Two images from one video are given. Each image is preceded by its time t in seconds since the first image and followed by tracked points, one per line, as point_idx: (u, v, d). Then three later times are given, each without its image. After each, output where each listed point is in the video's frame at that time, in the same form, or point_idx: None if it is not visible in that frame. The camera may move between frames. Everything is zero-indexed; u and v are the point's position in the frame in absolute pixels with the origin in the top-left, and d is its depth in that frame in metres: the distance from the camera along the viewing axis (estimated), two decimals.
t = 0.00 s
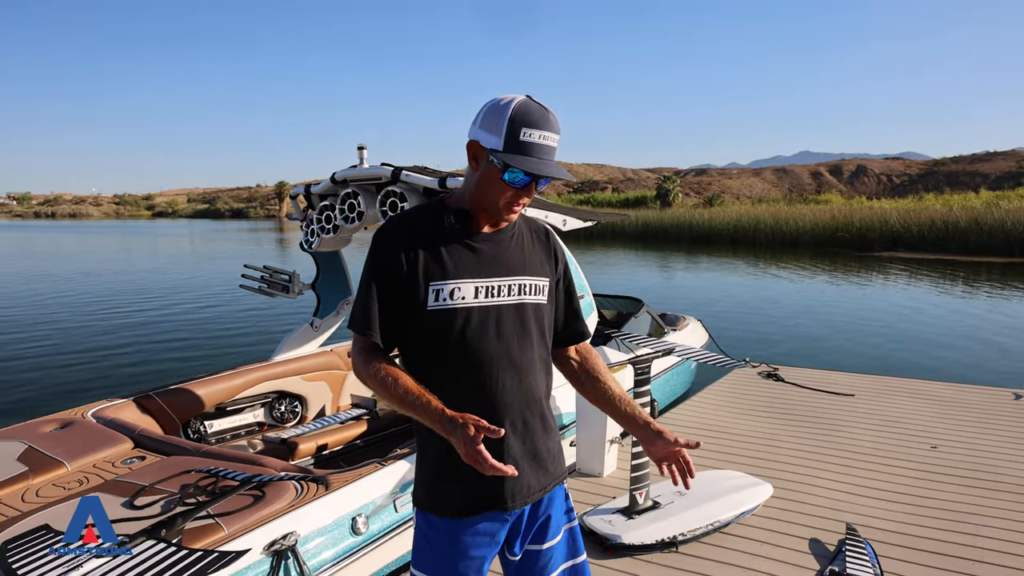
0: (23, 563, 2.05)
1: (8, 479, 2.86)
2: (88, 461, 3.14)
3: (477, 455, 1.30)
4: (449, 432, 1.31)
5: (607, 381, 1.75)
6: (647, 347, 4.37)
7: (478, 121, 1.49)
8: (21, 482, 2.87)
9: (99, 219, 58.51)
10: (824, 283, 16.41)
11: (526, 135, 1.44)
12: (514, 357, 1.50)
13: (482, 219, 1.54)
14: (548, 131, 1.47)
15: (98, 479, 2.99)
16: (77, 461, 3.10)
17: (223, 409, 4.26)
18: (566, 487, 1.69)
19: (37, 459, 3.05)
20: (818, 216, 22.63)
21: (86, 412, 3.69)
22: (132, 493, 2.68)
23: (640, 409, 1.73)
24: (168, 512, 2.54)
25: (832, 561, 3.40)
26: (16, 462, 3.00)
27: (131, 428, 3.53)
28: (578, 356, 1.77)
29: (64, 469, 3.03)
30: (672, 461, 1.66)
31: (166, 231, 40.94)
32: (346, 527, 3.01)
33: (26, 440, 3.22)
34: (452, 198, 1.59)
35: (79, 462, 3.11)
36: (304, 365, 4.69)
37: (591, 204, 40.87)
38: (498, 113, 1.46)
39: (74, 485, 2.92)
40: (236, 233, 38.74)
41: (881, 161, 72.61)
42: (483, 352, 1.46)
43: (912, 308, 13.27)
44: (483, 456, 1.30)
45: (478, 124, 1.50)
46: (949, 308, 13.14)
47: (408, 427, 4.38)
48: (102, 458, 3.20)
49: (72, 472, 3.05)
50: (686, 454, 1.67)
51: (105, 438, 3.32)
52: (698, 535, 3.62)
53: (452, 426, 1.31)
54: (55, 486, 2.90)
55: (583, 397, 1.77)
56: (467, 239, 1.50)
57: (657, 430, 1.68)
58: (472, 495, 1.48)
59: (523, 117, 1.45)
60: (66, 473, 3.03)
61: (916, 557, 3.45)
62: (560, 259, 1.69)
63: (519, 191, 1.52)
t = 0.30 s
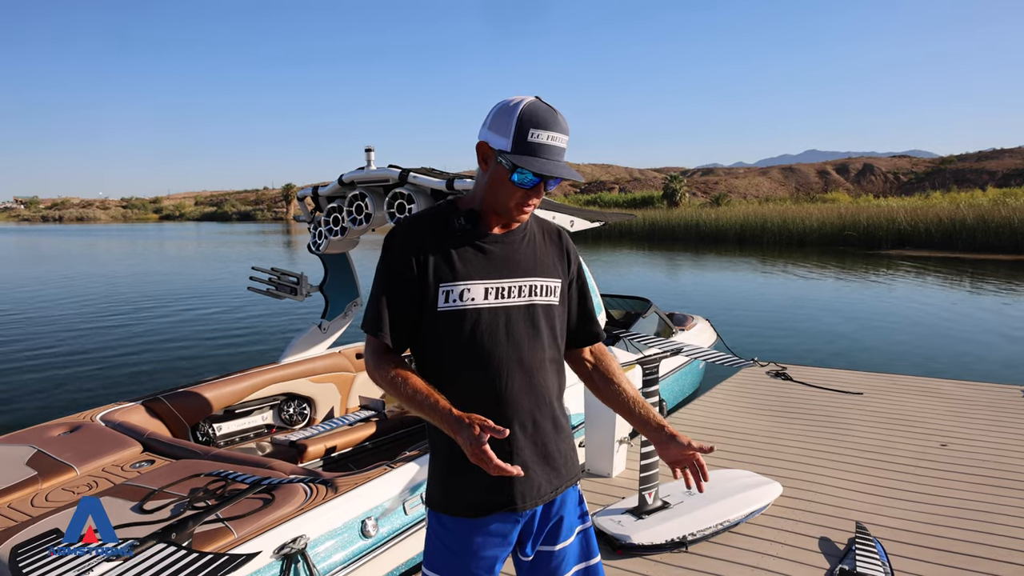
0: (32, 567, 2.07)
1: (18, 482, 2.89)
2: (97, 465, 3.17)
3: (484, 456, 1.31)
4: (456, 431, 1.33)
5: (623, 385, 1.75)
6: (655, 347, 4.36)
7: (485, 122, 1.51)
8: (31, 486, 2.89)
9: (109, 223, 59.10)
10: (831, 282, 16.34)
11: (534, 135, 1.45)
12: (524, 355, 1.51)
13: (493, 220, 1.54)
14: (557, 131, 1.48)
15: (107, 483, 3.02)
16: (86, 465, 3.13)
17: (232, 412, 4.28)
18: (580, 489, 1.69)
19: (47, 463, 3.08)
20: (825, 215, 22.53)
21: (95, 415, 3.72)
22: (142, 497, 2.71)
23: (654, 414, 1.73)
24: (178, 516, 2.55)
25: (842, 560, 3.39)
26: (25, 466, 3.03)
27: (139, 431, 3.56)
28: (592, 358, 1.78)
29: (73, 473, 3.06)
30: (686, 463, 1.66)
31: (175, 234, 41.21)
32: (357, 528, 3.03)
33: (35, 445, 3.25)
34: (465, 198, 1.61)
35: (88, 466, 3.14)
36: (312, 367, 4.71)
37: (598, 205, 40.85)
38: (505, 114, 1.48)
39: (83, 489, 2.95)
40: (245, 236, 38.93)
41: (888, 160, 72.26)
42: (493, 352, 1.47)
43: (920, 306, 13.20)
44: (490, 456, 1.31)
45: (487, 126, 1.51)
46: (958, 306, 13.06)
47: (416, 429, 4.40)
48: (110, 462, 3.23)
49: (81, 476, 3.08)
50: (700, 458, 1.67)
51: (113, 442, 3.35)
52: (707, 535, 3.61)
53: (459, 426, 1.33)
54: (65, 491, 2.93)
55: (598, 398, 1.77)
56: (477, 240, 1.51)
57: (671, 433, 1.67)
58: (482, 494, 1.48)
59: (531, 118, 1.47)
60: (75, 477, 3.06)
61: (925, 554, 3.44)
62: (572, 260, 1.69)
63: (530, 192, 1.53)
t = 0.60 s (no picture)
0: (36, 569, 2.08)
1: (22, 483, 2.90)
2: (100, 466, 3.18)
3: (481, 457, 1.31)
4: (456, 433, 1.33)
5: (634, 386, 1.75)
6: (659, 348, 4.35)
7: (489, 125, 1.52)
8: (34, 487, 2.91)
9: (113, 223, 59.29)
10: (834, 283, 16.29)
11: (534, 136, 1.45)
12: (529, 357, 1.51)
13: (498, 221, 1.55)
14: (558, 132, 1.47)
15: (110, 484, 3.03)
16: (89, 466, 3.15)
17: (236, 413, 4.30)
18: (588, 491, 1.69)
19: (50, 464, 3.09)
20: (828, 216, 22.49)
21: (99, 416, 3.73)
22: (145, 498, 2.72)
23: (663, 417, 1.73)
24: (181, 518, 2.56)
25: (846, 561, 3.38)
26: (29, 467, 3.04)
27: (143, 433, 3.57)
28: (602, 357, 1.77)
29: (76, 475, 3.08)
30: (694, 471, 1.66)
31: (179, 234, 41.28)
32: (362, 529, 3.03)
33: (39, 446, 3.26)
34: (471, 200, 1.61)
35: (91, 467, 3.15)
36: (316, 368, 4.72)
37: (601, 206, 40.80)
38: (506, 117, 1.49)
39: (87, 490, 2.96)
40: (249, 237, 38.99)
41: (892, 161, 72.04)
42: (497, 353, 1.48)
43: (924, 308, 13.16)
44: (487, 457, 1.31)
45: (491, 129, 1.53)
46: (962, 307, 13.02)
47: (419, 430, 4.40)
48: (114, 464, 3.24)
49: (84, 477, 3.10)
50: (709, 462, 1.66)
51: (117, 443, 3.36)
52: (711, 537, 3.61)
53: (458, 427, 1.33)
54: (68, 492, 2.94)
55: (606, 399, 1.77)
56: (483, 241, 1.51)
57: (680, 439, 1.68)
58: (485, 495, 1.49)
59: (531, 119, 1.47)
60: (78, 478, 3.07)
61: (928, 556, 3.44)
62: (579, 261, 1.69)
63: (534, 194, 1.52)
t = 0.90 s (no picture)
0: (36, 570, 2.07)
1: (21, 486, 2.89)
2: (99, 469, 3.17)
3: (475, 461, 1.32)
4: (451, 437, 1.34)
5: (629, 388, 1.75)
6: (660, 351, 4.33)
7: (489, 130, 1.52)
8: (33, 490, 2.90)
9: (115, 225, 59.37)
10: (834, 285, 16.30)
11: (534, 142, 1.45)
12: (528, 360, 1.50)
13: (497, 224, 1.54)
14: (559, 138, 1.47)
15: (110, 487, 3.02)
16: (89, 469, 3.14)
17: (236, 415, 4.29)
18: (589, 495, 1.68)
19: (49, 467, 3.08)
20: (829, 217, 22.50)
21: (98, 418, 3.73)
22: (145, 501, 2.71)
23: (650, 428, 1.72)
24: (181, 521, 2.55)
25: (847, 564, 3.37)
26: (28, 469, 3.03)
27: (143, 435, 3.56)
28: (600, 356, 1.76)
29: (75, 477, 3.07)
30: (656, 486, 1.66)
31: (180, 236, 41.27)
32: (362, 532, 3.03)
33: (38, 449, 3.25)
34: (470, 203, 1.61)
35: (91, 470, 3.14)
36: (315, 370, 4.72)
37: (602, 207, 40.81)
38: (507, 121, 1.49)
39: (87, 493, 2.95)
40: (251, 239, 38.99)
41: (892, 164, 72.09)
42: (496, 357, 1.47)
43: (924, 309, 13.17)
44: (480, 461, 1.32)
45: (492, 134, 1.52)
46: (962, 309, 13.03)
47: (419, 432, 4.39)
48: (114, 466, 3.23)
49: (84, 479, 3.09)
50: (675, 487, 1.67)
51: (116, 446, 3.34)
52: (712, 540, 3.60)
53: (453, 430, 1.34)
54: (67, 494, 2.94)
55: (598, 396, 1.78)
56: (483, 244, 1.51)
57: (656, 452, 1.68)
58: (483, 498, 1.48)
59: (533, 124, 1.46)
60: (78, 481, 3.07)
61: (930, 558, 3.43)
62: (581, 263, 1.67)
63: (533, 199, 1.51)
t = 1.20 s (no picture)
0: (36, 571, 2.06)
1: (20, 487, 2.88)
2: (99, 470, 3.17)
3: (463, 463, 1.32)
4: (441, 438, 1.34)
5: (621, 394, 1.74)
6: (660, 352, 4.24)
7: (487, 131, 1.51)
8: (32, 491, 2.89)
9: (115, 226, 59.42)
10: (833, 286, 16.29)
11: (531, 143, 1.44)
12: (523, 362, 1.50)
13: (494, 226, 1.54)
14: (556, 139, 1.46)
15: (109, 488, 3.01)
16: (88, 470, 3.14)
17: (236, 416, 4.28)
18: (586, 500, 1.67)
19: (49, 468, 3.07)
20: (828, 219, 22.49)
21: (98, 420, 3.72)
22: (144, 502, 2.70)
23: (637, 437, 1.70)
24: (180, 522, 2.54)
25: (847, 566, 3.36)
26: (27, 470, 3.03)
27: (142, 436, 3.56)
28: (598, 360, 1.75)
29: (75, 478, 3.06)
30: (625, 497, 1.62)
31: (180, 237, 41.23)
32: (361, 534, 3.02)
33: (37, 450, 3.24)
34: (469, 204, 1.61)
35: (90, 471, 3.14)
36: (315, 372, 4.71)
37: (602, 209, 40.78)
38: (505, 122, 1.48)
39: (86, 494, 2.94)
40: (251, 240, 38.98)
41: (892, 166, 72.10)
42: (490, 358, 1.47)
43: (924, 311, 13.15)
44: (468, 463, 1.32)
45: (490, 135, 1.51)
46: (962, 311, 13.02)
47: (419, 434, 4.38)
48: (113, 467, 3.23)
49: (83, 481, 3.08)
50: (646, 499, 1.65)
51: (115, 447, 3.34)
52: (711, 541, 3.59)
53: (443, 431, 1.34)
54: (67, 496, 2.93)
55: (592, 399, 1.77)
56: (480, 246, 1.50)
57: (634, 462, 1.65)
58: (476, 500, 1.48)
59: (530, 125, 1.46)
60: (77, 482, 3.06)
61: (929, 561, 3.42)
62: (580, 265, 1.66)
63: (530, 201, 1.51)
